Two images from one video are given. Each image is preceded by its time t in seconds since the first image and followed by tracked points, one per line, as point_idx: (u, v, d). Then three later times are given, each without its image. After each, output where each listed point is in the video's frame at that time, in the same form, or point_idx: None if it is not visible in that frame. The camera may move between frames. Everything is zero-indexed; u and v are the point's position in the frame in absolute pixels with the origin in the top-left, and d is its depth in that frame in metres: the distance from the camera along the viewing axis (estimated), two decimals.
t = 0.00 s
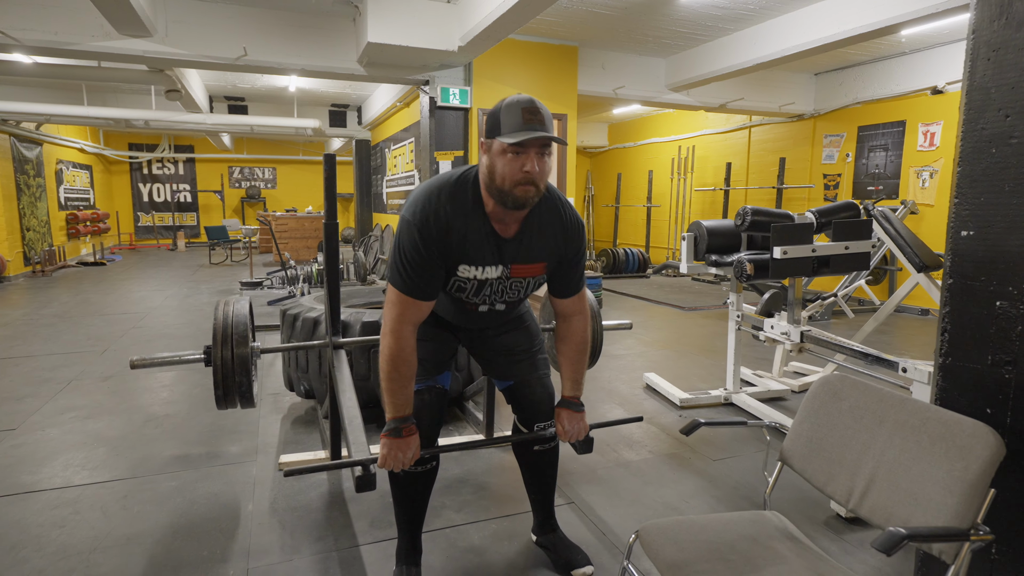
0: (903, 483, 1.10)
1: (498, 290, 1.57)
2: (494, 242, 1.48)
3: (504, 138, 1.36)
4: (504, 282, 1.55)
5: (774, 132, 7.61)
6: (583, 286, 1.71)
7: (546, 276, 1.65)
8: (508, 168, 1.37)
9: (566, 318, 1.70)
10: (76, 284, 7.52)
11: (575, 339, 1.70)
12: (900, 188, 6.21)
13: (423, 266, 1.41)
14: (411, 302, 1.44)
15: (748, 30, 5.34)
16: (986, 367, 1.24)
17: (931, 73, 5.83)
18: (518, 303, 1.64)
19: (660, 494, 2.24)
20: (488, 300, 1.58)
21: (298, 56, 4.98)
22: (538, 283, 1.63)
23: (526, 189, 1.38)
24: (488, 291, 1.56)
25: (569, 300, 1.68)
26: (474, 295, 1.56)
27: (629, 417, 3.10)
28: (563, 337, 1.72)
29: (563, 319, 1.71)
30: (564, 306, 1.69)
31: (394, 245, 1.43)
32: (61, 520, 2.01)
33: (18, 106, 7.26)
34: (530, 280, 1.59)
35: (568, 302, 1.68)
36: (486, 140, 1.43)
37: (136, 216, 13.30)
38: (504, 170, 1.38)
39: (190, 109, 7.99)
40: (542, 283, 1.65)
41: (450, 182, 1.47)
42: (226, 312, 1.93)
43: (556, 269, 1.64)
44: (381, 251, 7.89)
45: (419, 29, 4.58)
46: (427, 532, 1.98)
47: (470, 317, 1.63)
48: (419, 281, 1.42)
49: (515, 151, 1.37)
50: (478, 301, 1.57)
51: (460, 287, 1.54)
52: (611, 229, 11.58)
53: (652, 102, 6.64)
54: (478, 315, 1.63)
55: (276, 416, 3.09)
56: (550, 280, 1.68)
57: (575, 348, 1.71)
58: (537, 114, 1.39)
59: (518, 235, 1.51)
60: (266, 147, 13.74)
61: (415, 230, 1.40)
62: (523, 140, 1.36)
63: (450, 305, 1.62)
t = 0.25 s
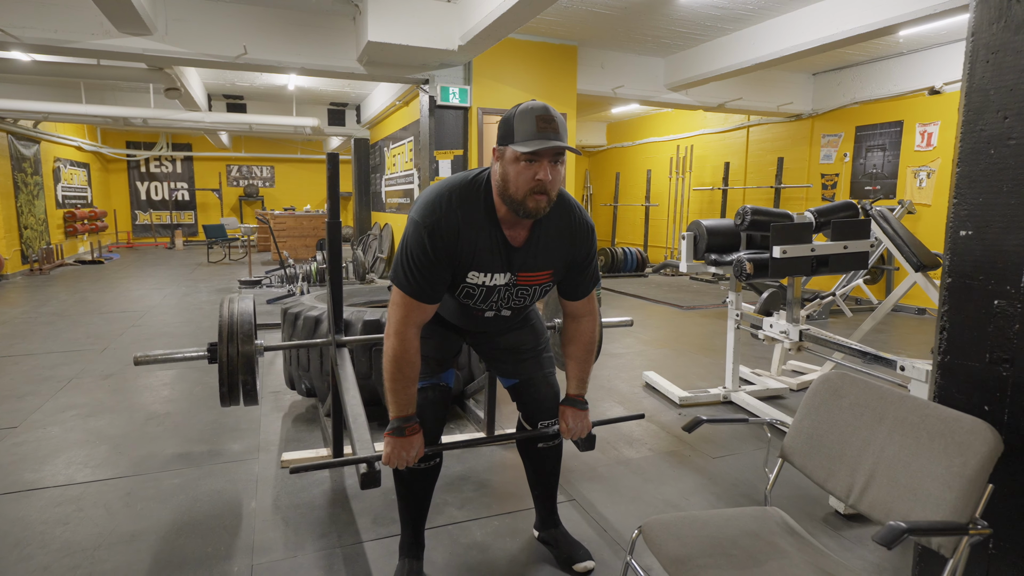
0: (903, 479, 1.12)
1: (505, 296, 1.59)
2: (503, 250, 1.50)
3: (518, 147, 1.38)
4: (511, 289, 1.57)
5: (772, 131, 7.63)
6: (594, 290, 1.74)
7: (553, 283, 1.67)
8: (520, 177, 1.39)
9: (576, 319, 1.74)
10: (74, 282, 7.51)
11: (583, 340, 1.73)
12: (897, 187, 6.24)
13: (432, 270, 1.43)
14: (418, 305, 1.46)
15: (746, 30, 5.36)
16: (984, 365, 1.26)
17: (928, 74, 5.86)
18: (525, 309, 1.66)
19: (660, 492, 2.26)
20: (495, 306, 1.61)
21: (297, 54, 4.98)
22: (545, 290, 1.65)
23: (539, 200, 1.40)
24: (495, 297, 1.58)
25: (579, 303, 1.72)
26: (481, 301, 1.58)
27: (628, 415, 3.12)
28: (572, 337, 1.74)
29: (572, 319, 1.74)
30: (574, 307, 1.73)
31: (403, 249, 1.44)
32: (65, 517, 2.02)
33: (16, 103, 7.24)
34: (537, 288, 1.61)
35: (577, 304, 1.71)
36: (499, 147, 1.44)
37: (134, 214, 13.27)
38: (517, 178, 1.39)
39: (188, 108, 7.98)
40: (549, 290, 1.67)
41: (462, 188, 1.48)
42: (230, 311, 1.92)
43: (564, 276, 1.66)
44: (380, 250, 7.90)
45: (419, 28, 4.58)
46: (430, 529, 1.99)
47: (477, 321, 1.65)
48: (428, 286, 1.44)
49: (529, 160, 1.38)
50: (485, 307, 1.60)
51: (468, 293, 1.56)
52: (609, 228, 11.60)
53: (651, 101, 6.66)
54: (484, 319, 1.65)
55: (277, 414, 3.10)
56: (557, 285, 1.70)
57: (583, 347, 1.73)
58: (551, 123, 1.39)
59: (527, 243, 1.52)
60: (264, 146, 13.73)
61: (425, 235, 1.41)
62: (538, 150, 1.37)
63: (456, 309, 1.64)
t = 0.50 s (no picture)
0: (899, 472, 1.14)
1: (504, 292, 1.59)
2: (501, 245, 1.51)
3: (513, 142, 1.40)
4: (510, 285, 1.58)
5: (767, 130, 7.67)
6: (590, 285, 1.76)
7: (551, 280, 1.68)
8: (517, 170, 1.41)
9: (573, 315, 1.75)
10: (68, 282, 7.47)
11: (580, 335, 1.74)
12: (891, 186, 6.28)
13: (431, 266, 1.44)
14: (418, 301, 1.47)
15: (742, 30, 5.39)
16: (978, 360, 1.29)
17: (921, 74, 5.90)
18: (524, 306, 1.67)
19: (658, 487, 2.28)
20: (494, 303, 1.61)
21: (294, 53, 4.97)
22: (544, 286, 1.66)
23: (535, 193, 1.42)
24: (494, 294, 1.59)
25: (577, 298, 1.73)
26: (480, 297, 1.59)
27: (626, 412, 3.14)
28: (569, 334, 1.76)
29: (568, 315, 1.76)
30: (570, 303, 1.74)
31: (402, 247, 1.46)
32: (66, 515, 2.02)
33: (9, 101, 7.20)
34: (535, 284, 1.62)
35: (573, 299, 1.73)
36: (495, 143, 1.47)
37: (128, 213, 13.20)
38: (512, 172, 1.41)
39: (183, 106, 7.95)
40: (547, 286, 1.68)
41: (460, 185, 1.50)
42: (230, 310, 1.93)
43: (561, 272, 1.68)
44: (377, 248, 7.89)
45: (417, 27, 4.59)
46: (431, 525, 2.01)
47: (476, 319, 1.66)
48: (427, 281, 1.45)
49: (525, 154, 1.41)
50: (484, 303, 1.60)
51: (467, 289, 1.57)
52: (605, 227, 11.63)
53: (647, 100, 6.69)
54: (484, 317, 1.66)
55: (276, 412, 3.11)
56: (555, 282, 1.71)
57: (581, 344, 1.74)
58: (546, 118, 1.42)
59: (525, 238, 1.54)
60: (259, 144, 13.68)
61: (423, 230, 1.43)
62: (534, 144, 1.40)
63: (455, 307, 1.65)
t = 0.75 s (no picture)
0: (888, 462, 1.18)
1: (497, 268, 1.61)
2: (493, 219, 1.54)
3: (500, 114, 1.42)
4: (503, 260, 1.60)
5: (755, 128, 7.74)
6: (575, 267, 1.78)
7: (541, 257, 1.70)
8: (504, 142, 1.43)
9: (561, 296, 1.76)
10: (53, 279, 7.37)
11: (571, 316, 1.75)
12: (876, 184, 6.37)
13: (427, 243, 1.46)
14: (416, 281, 1.49)
15: (731, 28, 5.43)
16: (964, 354, 1.32)
17: (906, 73, 5.99)
18: (517, 284, 1.69)
19: (651, 481, 2.31)
20: (488, 280, 1.62)
21: (284, 48, 4.94)
22: (536, 262, 1.68)
23: (523, 162, 1.44)
24: (488, 269, 1.60)
25: (563, 279, 1.75)
26: (475, 274, 1.60)
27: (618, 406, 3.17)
28: (559, 317, 1.77)
29: (557, 298, 1.77)
30: (559, 284, 1.76)
31: (398, 224, 1.48)
32: (60, 513, 2.01)
33: None
34: (527, 259, 1.64)
35: (561, 280, 1.75)
36: (481, 120, 1.49)
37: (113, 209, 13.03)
38: (500, 143, 1.43)
39: (170, 101, 7.86)
40: (538, 264, 1.70)
41: (450, 165, 1.53)
42: (225, 303, 1.91)
43: (550, 250, 1.71)
44: (367, 245, 7.87)
45: (408, 23, 4.57)
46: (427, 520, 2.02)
47: (471, 299, 1.66)
48: (423, 258, 1.47)
49: (510, 125, 1.42)
50: (479, 280, 1.61)
51: (461, 266, 1.57)
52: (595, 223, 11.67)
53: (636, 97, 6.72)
54: (478, 298, 1.66)
55: (269, 409, 3.10)
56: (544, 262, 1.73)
57: (572, 326, 1.75)
58: (529, 91, 1.44)
59: (516, 212, 1.56)
60: (246, 140, 13.56)
61: (418, 210, 1.46)
62: (517, 114, 1.42)
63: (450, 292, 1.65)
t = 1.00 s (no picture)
0: (885, 458, 1.20)
1: (496, 241, 1.60)
2: (488, 190, 1.55)
3: (489, 85, 1.45)
4: (501, 232, 1.59)
5: (747, 128, 7.80)
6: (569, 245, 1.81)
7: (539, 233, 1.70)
8: (495, 111, 1.45)
9: (557, 274, 1.79)
10: (42, 280, 7.30)
11: (567, 293, 1.78)
12: (866, 184, 6.44)
13: (422, 214, 1.47)
14: (414, 255, 1.50)
15: (724, 30, 5.47)
16: (958, 351, 1.35)
17: (895, 74, 6.06)
18: (517, 260, 1.67)
19: (648, 479, 2.34)
20: (487, 254, 1.61)
21: (277, 48, 4.92)
22: (534, 237, 1.68)
23: (515, 129, 1.46)
24: (487, 242, 1.59)
25: (557, 256, 1.78)
26: (473, 247, 1.58)
27: (614, 406, 3.19)
28: (556, 294, 1.79)
29: (553, 275, 1.80)
30: (554, 262, 1.79)
31: (394, 202, 1.51)
32: (58, 515, 2.01)
33: None
34: (525, 232, 1.64)
35: (557, 257, 1.77)
36: (471, 97, 1.52)
37: (102, 209, 12.91)
38: (491, 112, 1.46)
39: (161, 101, 7.81)
40: (536, 239, 1.69)
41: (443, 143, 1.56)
42: (224, 288, 1.90)
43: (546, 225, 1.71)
44: (360, 245, 7.86)
45: (402, 24, 4.57)
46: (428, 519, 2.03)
47: (471, 274, 1.64)
48: (419, 231, 1.48)
49: (500, 95, 1.45)
50: (478, 253, 1.60)
51: (459, 239, 1.57)
52: (588, 223, 11.71)
53: (629, 98, 6.76)
54: (479, 276, 1.64)
55: (266, 409, 3.10)
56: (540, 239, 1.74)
57: (569, 301, 1.77)
58: (514, 63, 1.48)
59: (511, 184, 1.57)
60: (238, 139, 13.49)
61: (413, 185, 1.48)
62: (506, 82, 1.45)
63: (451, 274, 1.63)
